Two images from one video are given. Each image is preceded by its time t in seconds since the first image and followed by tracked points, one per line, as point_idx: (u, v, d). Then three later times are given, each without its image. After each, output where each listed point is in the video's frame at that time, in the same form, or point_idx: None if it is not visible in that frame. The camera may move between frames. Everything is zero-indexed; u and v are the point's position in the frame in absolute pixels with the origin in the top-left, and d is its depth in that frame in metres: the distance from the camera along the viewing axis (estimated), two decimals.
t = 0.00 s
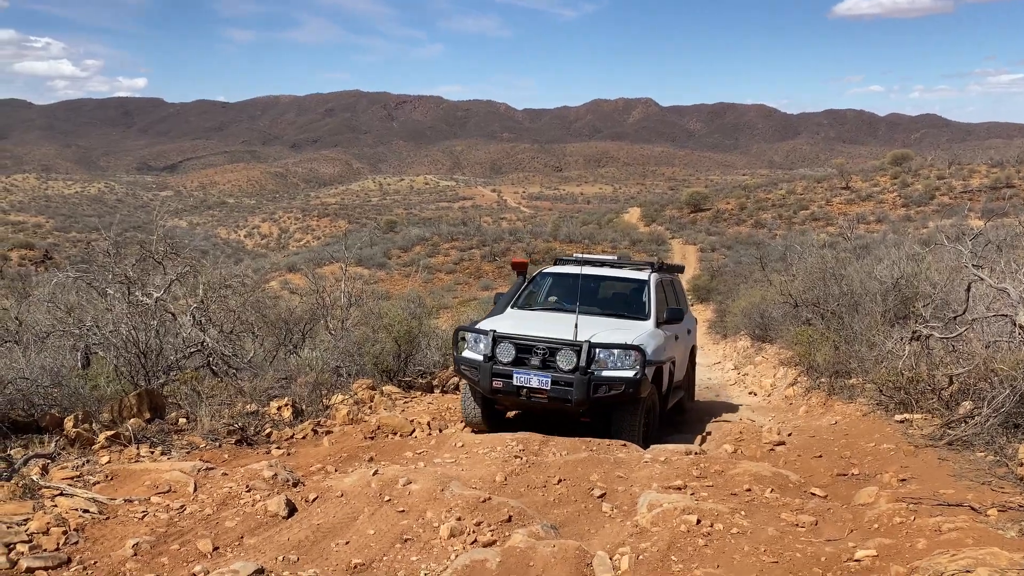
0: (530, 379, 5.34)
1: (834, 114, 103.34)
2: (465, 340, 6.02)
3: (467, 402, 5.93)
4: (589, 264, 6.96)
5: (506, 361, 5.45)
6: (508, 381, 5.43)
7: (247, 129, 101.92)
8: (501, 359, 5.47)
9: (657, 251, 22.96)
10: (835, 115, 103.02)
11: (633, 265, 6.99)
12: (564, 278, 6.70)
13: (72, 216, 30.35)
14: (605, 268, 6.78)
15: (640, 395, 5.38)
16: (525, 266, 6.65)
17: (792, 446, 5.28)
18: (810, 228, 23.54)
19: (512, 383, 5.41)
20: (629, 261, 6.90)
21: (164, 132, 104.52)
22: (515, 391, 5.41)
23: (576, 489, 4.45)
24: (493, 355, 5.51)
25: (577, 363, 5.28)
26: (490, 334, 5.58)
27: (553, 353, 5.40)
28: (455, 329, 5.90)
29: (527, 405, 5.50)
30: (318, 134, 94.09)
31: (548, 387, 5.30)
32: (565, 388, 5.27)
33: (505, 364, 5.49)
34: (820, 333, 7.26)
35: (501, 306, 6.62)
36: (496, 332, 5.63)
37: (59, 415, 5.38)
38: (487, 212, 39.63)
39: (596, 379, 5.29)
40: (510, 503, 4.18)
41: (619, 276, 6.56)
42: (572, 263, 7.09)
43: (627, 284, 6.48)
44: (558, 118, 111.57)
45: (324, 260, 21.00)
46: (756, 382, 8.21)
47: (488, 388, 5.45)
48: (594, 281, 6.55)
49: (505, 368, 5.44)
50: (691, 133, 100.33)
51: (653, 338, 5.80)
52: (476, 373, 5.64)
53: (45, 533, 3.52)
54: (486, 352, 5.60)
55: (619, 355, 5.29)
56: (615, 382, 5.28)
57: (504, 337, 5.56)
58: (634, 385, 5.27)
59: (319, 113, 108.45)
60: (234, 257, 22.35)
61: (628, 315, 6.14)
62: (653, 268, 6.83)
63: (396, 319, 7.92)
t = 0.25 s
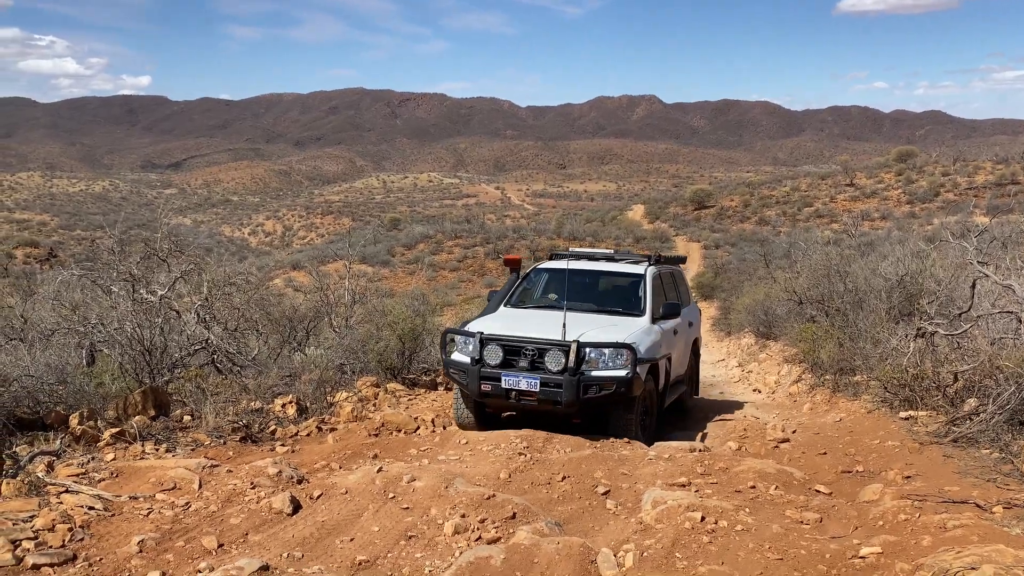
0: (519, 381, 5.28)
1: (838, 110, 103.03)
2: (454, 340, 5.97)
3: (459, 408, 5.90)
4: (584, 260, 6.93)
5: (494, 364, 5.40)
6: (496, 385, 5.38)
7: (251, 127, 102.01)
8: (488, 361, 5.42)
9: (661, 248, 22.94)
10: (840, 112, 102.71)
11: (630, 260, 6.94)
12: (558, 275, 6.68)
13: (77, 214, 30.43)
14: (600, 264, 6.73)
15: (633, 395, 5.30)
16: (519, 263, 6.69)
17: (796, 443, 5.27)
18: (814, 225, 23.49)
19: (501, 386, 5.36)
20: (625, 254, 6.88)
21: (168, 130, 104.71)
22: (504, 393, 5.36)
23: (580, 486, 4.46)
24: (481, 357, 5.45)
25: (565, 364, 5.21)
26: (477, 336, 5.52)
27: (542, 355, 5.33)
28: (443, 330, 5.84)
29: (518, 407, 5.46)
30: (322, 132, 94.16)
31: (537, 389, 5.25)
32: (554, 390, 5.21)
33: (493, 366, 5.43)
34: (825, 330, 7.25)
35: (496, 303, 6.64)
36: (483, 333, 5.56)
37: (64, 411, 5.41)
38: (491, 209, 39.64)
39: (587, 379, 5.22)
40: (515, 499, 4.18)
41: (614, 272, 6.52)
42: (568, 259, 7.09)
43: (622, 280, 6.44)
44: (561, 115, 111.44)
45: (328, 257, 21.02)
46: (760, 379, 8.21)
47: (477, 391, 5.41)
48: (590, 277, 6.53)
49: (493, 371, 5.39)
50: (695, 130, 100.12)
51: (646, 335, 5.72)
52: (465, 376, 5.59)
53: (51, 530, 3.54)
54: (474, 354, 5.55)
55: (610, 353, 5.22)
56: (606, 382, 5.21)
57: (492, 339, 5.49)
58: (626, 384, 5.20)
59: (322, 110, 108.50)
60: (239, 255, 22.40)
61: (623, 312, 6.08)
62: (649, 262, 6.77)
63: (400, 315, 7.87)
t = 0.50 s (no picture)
0: (511, 362, 5.23)
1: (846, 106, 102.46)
2: (446, 333, 5.95)
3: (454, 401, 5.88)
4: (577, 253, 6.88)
5: (485, 347, 5.35)
6: (488, 367, 5.31)
7: (258, 123, 102.17)
8: (480, 344, 5.37)
9: (667, 244, 22.88)
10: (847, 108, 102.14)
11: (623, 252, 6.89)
12: (551, 267, 6.62)
13: (85, 211, 30.54)
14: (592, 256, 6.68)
15: (629, 370, 5.23)
16: (510, 257, 6.60)
17: (803, 439, 5.27)
18: (821, 221, 23.41)
19: (493, 368, 5.29)
20: (617, 246, 6.80)
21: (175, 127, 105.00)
22: (497, 376, 5.29)
23: (586, 482, 4.46)
24: (472, 341, 5.41)
25: (558, 341, 5.16)
26: (468, 320, 5.49)
27: (534, 336, 5.30)
28: (433, 320, 5.82)
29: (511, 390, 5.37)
30: (328, 128, 94.24)
31: (530, 368, 5.18)
32: (548, 368, 5.14)
33: (484, 350, 5.38)
34: (832, 326, 7.23)
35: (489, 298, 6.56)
36: (473, 318, 5.53)
37: (72, 407, 5.43)
38: (497, 205, 39.61)
39: (580, 356, 5.16)
40: (521, 495, 4.19)
41: (607, 262, 6.45)
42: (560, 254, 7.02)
43: (615, 268, 6.38)
44: (568, 111, 111.18)
45: (334, 253, 21.06)
46: (766, 375, 8.20)
47: (469, 375, 5.34)
48: (582, 268, 6.44)
49: (484, 354, 5.33)
50: (702, 126, 99.76)
51: (641, 316, 5.68)
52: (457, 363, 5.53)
53: (60, 525, 3.58)
54: (466, 340, 5.51)
55: (603, 329, 5.18)
56: (600, 358, 5.15)
57: (482, 322, 5.46)
58: (621, 359, 5.14)
59: (329, 106, 108.56)
60: (245, 251, 22.46)
61: (617, 297, 6.03)
62: (642, 252, 6.74)
63: (405, 312, 8.00)
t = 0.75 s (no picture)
0: (494, 344, 5.05)
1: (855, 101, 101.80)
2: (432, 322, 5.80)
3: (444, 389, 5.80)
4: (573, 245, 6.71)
5: (468, 331, 5.18)
6: (472, 352, 5.15)
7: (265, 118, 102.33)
8: (463, 328, 5.21)
9: (675, 240, 22.82)
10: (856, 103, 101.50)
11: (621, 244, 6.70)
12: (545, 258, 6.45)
13: (93, 206, 30.69)
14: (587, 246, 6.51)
15: (616, 353, 5.04)
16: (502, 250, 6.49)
17: (811, 435, 5.25)
18: (830, 216, 23.32)
19: (476, 352, 5.12)
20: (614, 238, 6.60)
21: (183, 122, 105.30)
22: (480, 360, 5.12)
23: (593, 478, 4.47)
24: (456, 324, 5.26)
25: (542, 321, 4.99)
26: (452, 304, 5.34)
27: (517, 318, 5.14)
28: (419, 307, 5.69)
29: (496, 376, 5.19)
30: (335, 123, 94.36)
31: (514, 350, 5.00)
32: (531, 350, 4.96)
33: (467, 334, 5.22)
34: (840, 322, 7.20)
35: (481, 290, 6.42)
36: (457, 302, 5.40)
37: (82, 401, 5.48)
38: (504, 201, 39.60)
39: (564, 338, 4.98)
40: (528, 490, 4.21)
41: (602, 251, 6.27)
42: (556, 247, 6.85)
43: (609, 256, 6.19)
44: (575, 106, 110.87)
45: (342, 249, 21.11)
46: (774, 371, 8.18)
47: (452, 359, 5.18)
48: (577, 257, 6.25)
49: (467, 338, 5.17)
50: (710, 121, 99.35)
51: (631, 301, 5.51)
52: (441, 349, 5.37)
53: (69, 518, 3.61)
54: (449, 325, 5.36)
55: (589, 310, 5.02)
56: (585, 340, 4.95)
57: (466, 306, 5.30)
58: (607, 340, 4.95)
59: (336, 102, 108.65)
60: (254, 247, 22.55)
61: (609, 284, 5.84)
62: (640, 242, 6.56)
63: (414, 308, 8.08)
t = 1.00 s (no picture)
0: (487, 342, 4.93)
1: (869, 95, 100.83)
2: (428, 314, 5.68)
3: (438, 385, 5.72)
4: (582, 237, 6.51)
5: (462, 327, 5.06)
6: (465, 349, 5.03)
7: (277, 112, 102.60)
8: (456, 323, 5.08)
9: (686, 235, 22.72)
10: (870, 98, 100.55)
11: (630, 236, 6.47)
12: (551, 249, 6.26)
13: (107, 199, 30.93)
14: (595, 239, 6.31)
15: (613, 355, 4.89)
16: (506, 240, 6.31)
17: (822, 431, 5.22)
18: (843, 212, 23.15)
19: (469, 349, 5.00)
20: (623, 230, 6.38)
21: (196, 116, 105.81)
22: (473, 357, 4.99)
23: (603, 472, 4.48)
24: (449, 320, 5.13)
25: (536, 320, 4.85)
26: (446, 298, 5.21)
27: (512, 315, 4.99)
28: (415, 300, 5.56)
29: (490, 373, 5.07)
30: (347, 117, 94.53)
31: (507, 350, 4.87)
32: (525, 349, 4.83)
33: (461, 330, 5.10)
34: (852, 318, 7.16)
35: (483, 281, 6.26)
36: (452, 296, 5.26)
37: (95, 393, 5.55)
38: (514, 195, 39.58)
39: (560, 339, 4.84)
40: (538, 484, 4.22)
41: (609, 244, 6.06)
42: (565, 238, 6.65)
43: (615, 250, 5.98)
44: (587, 100, 110.41)
45: (353, 242, 21.18)
46: (786, 366, 8.15)
47: (444, 355, 5.06)
48: (582, 250, 6.05)
49: (460, 334, 5.05)
50: (722, 116, 98.75)
51: (633, 300, 5.33)
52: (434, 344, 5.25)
53: (83, 509, 3.67)
54: (443, 319, 5.23)
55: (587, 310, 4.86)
56: (581, 341, 4.81)
57: (460, 300, 5.17)
58: (603, 343, 4.80)
59: (348, 96, 108.81)
60: (265, 241, 22.67)
61: (613, 280, 5.65)
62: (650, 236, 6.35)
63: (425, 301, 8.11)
